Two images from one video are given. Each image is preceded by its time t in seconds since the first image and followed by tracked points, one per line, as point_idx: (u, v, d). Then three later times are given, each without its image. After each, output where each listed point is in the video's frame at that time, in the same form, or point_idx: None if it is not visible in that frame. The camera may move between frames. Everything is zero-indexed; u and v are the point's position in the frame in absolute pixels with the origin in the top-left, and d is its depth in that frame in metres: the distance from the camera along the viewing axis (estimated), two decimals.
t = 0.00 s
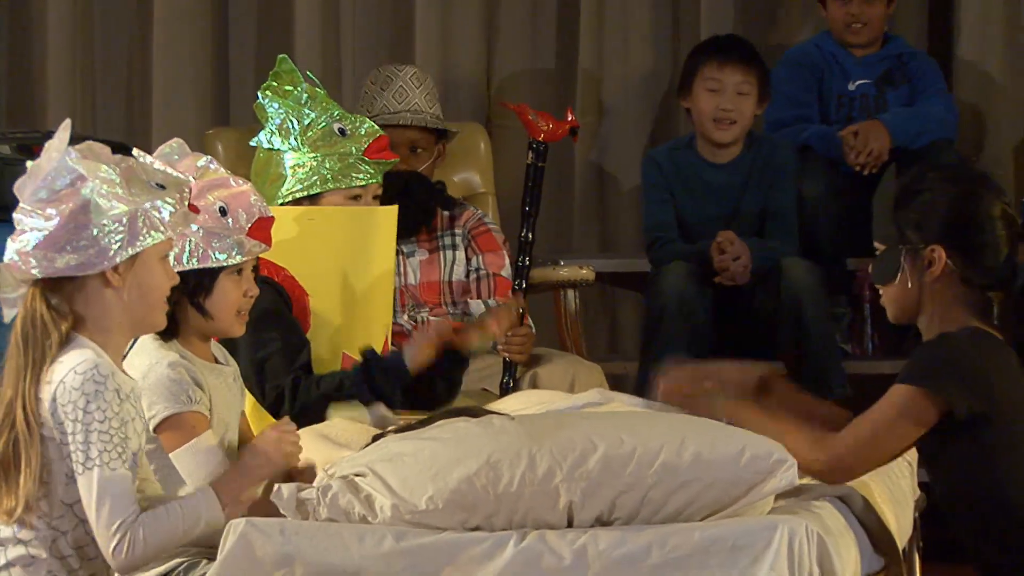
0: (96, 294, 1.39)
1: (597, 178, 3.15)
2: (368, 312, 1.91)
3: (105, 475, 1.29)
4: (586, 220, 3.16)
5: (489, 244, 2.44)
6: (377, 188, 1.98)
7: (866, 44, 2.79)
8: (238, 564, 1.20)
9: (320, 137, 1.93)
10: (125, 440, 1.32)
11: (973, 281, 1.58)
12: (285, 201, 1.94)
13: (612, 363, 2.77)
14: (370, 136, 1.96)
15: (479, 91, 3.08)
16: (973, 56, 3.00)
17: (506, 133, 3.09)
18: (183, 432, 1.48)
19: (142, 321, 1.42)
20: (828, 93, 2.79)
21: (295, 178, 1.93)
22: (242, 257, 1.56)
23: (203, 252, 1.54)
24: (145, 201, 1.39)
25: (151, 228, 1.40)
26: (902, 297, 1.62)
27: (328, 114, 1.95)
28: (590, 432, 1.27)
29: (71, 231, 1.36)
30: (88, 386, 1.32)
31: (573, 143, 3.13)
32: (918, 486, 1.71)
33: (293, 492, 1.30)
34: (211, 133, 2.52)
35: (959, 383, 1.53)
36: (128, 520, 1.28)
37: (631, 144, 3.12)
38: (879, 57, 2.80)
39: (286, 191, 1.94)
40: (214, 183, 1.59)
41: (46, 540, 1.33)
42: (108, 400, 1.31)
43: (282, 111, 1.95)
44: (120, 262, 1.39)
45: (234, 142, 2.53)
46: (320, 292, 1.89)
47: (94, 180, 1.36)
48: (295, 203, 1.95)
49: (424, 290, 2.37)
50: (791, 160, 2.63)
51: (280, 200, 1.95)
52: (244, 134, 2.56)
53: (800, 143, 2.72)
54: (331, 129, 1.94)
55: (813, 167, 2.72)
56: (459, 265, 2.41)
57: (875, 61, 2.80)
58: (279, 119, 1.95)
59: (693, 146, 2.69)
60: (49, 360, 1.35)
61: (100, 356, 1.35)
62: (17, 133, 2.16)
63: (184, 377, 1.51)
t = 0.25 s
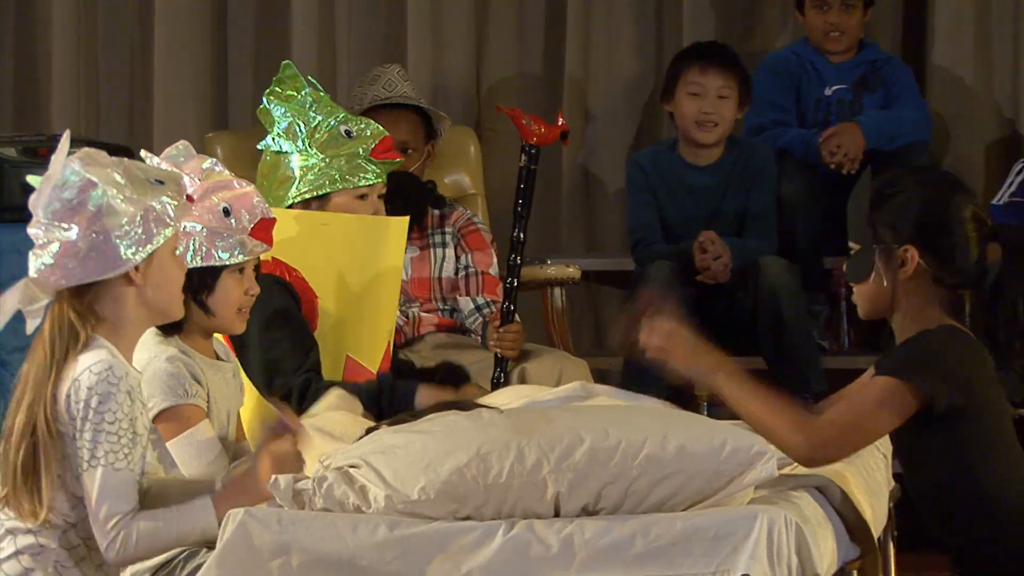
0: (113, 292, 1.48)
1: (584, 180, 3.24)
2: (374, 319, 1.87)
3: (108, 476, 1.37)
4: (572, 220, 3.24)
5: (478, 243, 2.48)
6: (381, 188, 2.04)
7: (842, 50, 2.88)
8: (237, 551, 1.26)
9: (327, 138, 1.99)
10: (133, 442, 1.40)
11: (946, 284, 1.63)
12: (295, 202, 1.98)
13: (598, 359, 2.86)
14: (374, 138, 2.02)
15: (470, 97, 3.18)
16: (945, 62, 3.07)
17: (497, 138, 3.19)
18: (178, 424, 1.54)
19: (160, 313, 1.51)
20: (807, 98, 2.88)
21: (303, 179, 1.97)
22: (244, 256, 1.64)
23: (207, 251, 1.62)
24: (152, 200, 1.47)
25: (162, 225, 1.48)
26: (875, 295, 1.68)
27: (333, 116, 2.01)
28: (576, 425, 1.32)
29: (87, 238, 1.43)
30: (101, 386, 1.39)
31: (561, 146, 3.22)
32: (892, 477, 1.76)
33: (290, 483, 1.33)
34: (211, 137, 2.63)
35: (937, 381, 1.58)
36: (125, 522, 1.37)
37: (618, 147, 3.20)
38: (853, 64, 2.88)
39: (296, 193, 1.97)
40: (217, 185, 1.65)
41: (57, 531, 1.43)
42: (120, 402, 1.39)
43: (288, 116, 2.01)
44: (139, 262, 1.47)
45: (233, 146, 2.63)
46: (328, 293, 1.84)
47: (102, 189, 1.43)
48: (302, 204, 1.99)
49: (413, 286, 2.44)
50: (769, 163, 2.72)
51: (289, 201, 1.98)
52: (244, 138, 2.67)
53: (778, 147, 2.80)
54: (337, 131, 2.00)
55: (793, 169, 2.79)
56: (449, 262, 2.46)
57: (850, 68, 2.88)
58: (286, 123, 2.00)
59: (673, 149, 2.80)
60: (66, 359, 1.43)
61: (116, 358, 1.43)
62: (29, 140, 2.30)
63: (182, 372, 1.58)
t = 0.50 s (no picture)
0: (114, 291, 1.54)
1: (566, 183, 3.30)
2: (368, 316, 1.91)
3: (110, 467, 1.43)
4: (555, 220, 3.31)
5: (465, 243, 2.55)
6: (370, 185, 2.10)
7: (811, 59, 3.01)
8: (231, 539, 1.31)
9: (317, 138, 2.05)
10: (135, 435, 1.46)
11: (907, 283, 1.71)
12: (288, 201, 2.04)
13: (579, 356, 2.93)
14: (362, 136, 2.08)
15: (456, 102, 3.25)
16: (908, 69, 3.21)
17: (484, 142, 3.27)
18: (179, 418, 1.60)
19: (157, 310, 1.57)
20: (779, 105, 3.00)
21: (295, 178, 2.03)
22: (237, 254, 1.69)
23: (201, 250, 1.67)
24: (148, 202, 1.53)
25: (158, 225, 1.53)
26: (838, 296, 1.74)
27: (322, 118, 2.07)
28: (558, 418, 1.36)
29: (88, 240, 1.49)
30: (105, 380, 1.46)
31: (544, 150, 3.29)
32: (861, 469, 1.84)
33: (283, 474, 1.38)
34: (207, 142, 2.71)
35: (898, 375, 1.66)
36: (122, 516, 1.41)
37: (598, 151, 3.28)
38: (824, 71, 3.01)
39: (288, 191, 2.04)
40: (208, 187, 1.70)
41: (59, 519, 1.49)
42: (122, 397, 1.45)
43: (280, 118, 2.07)
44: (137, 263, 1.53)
45: (229, 151, 2.70)
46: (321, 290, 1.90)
47: (100, 193, 1.50)
48: (295, 202, 2.05)
49: (403, 285, 2.52)
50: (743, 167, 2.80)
51: (283, 200, 2.04)
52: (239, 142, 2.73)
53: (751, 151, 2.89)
54: (326, 131, 2.06)
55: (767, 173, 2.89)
56: (438, 262, 2.52)
57: (821, 76, 3.00)
58: (278, 126, 2.07)
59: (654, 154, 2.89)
60: (72, 354, 1.49)
61: (118, 356, 1.49)
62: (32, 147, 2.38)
63: (180, 368, 1.65)
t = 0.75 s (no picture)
0: (112, 289, 1.59)
1: (552, 184, 3.36)
2: (353, 304, 1.98)
3: (114, 457, 1.48)
4: (542, 220, 3.37)
5: (455, 243, 2.60)
6: (345, 181, 2.14)
7: (790, 62, 3.07)
8: (229, 528, 1.36)
9: (291, 137, 2.10)
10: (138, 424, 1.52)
11: (886, 279, 1.76)
12: (265, 200, 2.09)
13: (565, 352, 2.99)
14: (334, 133, 2.12)
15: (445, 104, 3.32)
16: (883, 74, 3.30)
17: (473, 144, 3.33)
18: (183, 410, 1.70)
19: (154, 308, 1.62)
20: (758, 105, 3.06)
21: (271, 177, 2.09)
22: (231, 255, 1.74)
23: (197, 252, 1.72)
24: (149, 203, 1.58)
25: (158, 225, 1.59)
26: (818, 295, 1.78)
27: (294, 117, 2.12)
28: (545, 411, 1.41)
29: (90, 238, 1.54)
30: (107, 373, 1.51)
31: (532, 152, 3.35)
32: (837, 462, 1.90)
33: (279, 466, 1.42)
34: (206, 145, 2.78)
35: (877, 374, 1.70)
36: (125, 502, 1.48)
37: (584, 152, 3.33)
38: (802, 74, 3.07)
39: (265, 190, 2.09)
40: (205, 190, 1.73)
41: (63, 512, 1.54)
42: (125, 388, 1.51)
43: (255, 120, 2.12)
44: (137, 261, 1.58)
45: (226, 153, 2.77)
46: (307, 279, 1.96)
47: (103, 193, 1.55)
48: (273, 201, 2.11)
49: (394, 284, 2.58)
50: (721, 168, 2.90)
51: (261, 199, 2.10)
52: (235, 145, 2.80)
53: (731, 153, 2.98)
54: (299, 130, 2.11)
55: (746, 174, 2.96)
56: (427, 261, 2.58)
57: (799, 78, 3.07)
58: (253, 127, 2.12)
59: (638, 157, 2.97)
60: (73, 348, 1.55)
61: (119, 349, 1.54)
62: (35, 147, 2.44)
63: (180, 362, 1.73)
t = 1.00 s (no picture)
0: (115, 285, 1.65)
1: (545, 186, 3.43)
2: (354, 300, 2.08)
3: (120, 443, 1.54)
4: (535, 221, 3.44)
5: (451, 242, 2.75)
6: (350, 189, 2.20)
7: (774, 68, 3.14)
8: (235, 518, 1.39)
9: (298, 143, 2.16)
10: (145, 415, 1.57)
11: (864, 276, 1.79)
12: (270, 202, 2.15)
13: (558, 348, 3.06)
14: (341, 141, 2.19)
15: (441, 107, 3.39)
16: (864, 79, 3.39)
17: (468, 148, 3.40)
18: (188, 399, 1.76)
19: (154, 305, 1.68)
20: (742, 110, 3.13)
21: (277, 181, 2.14)
22: (235, 254, 1.79)
23: (202, 249, 1.76)
24: (153, 202, 1.64)
25: (160, 225, 1.64)
26: (805, 288, 1.84)
27: (303, 123, 2.19)
28: (539, 404, 1.43)
29: (93, 232, 1.60)
30: (115, 364, 1.57)
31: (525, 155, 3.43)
32: (819, 452, 1.97)
33: (281, 457, 1.45)
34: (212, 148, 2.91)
35: (864, 372, 1.74)
36: (131, 488, 1.53)
37: (576, 155, 3.41)
38: (785, 80, 3.15)
39: (271, 193, 2.15)
40: (210, 191, 1.81)
41: (74, 500, 1.60)
42: (132, 378, 1.57)
43: (265, 124, 2.19)
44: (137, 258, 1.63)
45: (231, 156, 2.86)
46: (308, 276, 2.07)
47: (109, 188, 1.62)
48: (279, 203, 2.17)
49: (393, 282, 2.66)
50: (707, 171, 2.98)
51: (266, 201, 2.15)
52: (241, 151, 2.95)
53: (717, 157, 3.04)
54: (307, 136, 2.17)
55: (732, 177, 3.04)
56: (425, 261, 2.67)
57: (782, 84, 3.14)
58: (262, 130, 2.19)
59: (627, 160, 3.05)
60: (80, 342, 1.61)
61: (126, 341, 1.60)
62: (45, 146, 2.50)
63: (184, 354, 1.80)
